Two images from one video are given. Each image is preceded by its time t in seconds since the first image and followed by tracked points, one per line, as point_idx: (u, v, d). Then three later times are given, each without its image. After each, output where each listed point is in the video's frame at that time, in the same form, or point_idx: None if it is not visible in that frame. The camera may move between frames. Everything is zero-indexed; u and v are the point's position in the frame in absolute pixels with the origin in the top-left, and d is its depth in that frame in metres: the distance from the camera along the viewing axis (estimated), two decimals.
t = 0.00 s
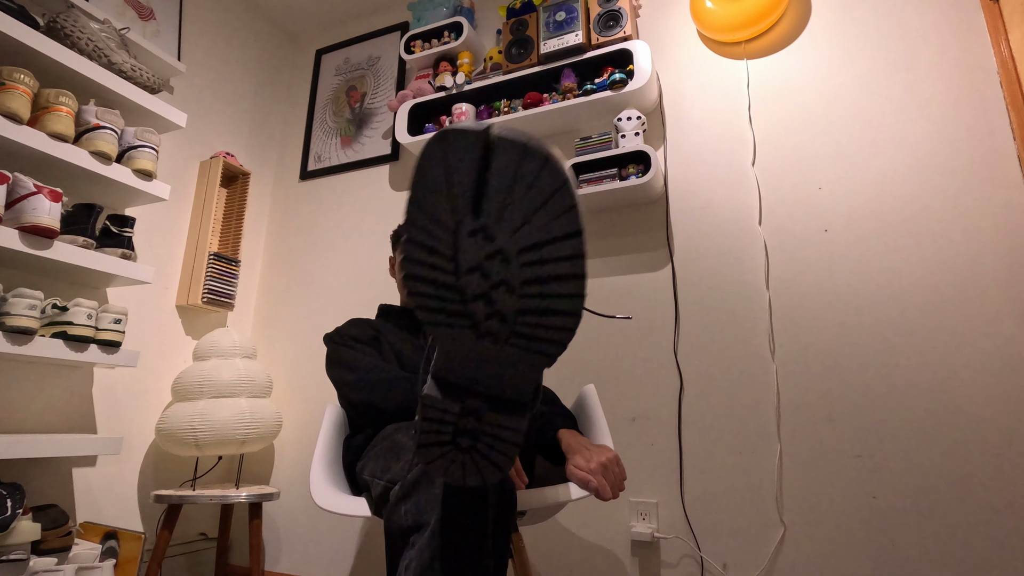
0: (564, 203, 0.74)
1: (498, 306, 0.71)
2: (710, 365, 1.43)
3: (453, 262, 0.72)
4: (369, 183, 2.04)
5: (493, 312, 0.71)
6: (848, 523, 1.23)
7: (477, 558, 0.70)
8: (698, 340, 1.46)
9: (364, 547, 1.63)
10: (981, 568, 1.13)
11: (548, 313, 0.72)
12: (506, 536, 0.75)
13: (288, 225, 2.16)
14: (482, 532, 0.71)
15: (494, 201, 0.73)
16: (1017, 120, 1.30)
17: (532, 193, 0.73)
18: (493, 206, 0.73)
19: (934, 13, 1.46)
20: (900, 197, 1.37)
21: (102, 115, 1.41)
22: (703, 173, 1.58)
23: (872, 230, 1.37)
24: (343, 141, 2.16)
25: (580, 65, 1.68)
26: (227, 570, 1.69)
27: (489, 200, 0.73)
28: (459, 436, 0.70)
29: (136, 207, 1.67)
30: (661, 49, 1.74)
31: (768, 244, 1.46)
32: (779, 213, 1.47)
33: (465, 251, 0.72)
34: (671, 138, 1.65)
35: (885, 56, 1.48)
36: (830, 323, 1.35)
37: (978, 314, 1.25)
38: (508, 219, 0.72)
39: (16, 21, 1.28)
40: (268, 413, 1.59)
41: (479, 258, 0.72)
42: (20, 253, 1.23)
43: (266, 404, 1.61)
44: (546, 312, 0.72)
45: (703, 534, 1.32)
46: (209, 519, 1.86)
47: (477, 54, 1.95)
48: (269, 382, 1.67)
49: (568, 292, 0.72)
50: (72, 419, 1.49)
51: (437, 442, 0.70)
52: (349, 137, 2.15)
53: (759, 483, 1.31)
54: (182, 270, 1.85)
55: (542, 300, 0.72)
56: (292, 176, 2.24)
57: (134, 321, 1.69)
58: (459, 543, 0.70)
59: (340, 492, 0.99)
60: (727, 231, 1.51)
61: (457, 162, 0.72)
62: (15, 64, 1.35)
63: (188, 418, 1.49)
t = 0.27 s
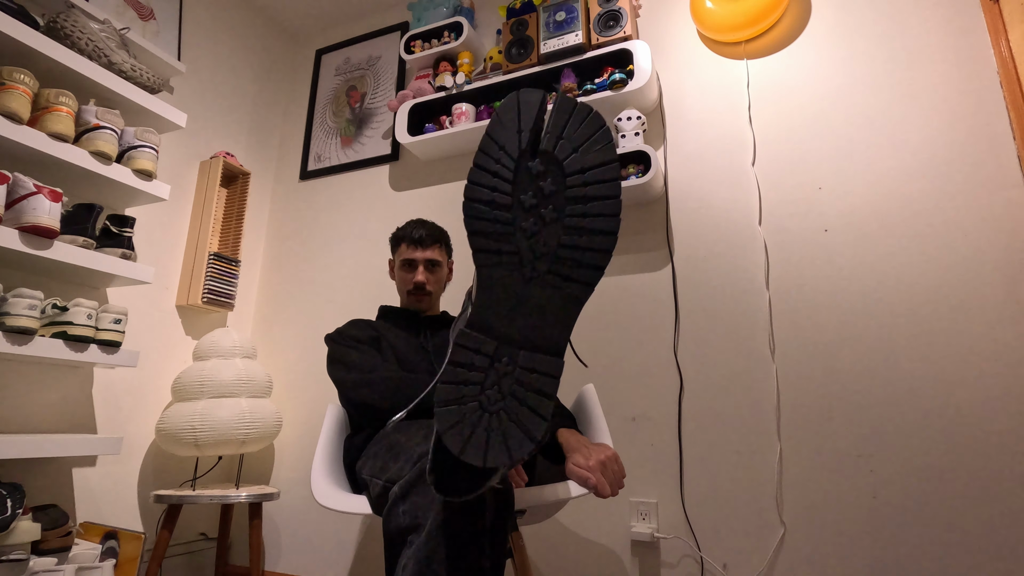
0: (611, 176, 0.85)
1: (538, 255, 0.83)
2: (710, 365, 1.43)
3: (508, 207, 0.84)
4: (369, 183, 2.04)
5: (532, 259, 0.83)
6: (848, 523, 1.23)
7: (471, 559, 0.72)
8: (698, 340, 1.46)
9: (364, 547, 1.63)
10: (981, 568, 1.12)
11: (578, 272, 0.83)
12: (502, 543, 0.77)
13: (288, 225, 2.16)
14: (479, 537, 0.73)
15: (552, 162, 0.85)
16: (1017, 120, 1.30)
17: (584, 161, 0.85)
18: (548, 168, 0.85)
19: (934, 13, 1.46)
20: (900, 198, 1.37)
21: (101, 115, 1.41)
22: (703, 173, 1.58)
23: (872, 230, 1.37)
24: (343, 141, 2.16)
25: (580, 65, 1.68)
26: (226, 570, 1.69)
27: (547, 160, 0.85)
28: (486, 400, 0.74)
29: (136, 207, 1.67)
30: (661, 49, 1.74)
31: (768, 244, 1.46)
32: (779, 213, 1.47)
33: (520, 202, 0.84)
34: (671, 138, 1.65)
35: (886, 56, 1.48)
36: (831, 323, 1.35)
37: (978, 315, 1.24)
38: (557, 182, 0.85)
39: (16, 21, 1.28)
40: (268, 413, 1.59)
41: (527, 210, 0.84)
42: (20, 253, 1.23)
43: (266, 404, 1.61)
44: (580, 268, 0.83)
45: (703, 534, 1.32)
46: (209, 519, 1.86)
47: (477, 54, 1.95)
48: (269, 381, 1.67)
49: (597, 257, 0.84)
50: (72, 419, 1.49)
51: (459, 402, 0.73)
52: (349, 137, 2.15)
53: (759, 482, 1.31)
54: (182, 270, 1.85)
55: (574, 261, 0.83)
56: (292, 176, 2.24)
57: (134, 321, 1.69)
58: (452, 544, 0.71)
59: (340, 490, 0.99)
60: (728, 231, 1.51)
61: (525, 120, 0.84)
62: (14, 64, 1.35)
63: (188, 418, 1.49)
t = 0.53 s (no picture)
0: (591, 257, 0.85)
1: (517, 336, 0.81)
2: (710, 365, 1.43)
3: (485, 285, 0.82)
4: (369, 183, 2.05)
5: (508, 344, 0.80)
6: (848, 523, 1.23)
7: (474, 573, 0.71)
8: (698, 340, 1.46)
9: (364, 547, 1.63)
10: (981, 568, 1.13)
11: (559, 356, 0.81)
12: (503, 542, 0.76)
13: (288, 225, 2.16)
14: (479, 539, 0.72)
15: (529, 239, 0.84)
16: (1016, 120, 1.30)
17: (562, 241, 0.84)
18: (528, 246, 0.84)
19: (934, 13, 1.46)
20: (900, 198, 1.37)
21: (102, 115, 1.41)
22: (703, 174, 1.58)
23: (872, 230, 1.37)
24: (343, 141, 2.16)
25: (580, 65, 1.68)
26: (227, 570, 1.69)
27: (525, 237, 0.84)
28: (472, 480, 0.73)
29: (136, 207, 1.67)
30: (661, 50, 1.74)
31: (768, 244, 1.46)
32: (779, 213, 1.47)
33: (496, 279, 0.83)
34: (671, 138, 1.65)
35: (886, 56, 1.48)
36: (831, 323, 1.35)
37: (978, 315, 1.25)
38: (536, 263, 0.84)
39: (16, 21, 1.28)
40: (268, 413, 1.59)
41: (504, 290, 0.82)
42: (20, 253, 1.23)
43: (267, 404, 1.61)
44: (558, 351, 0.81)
45: (703, 534, 1.32)
46: (210, 519, 1.86)
47: (477, 54, 1.95)
48: (269, 381, 1.67)
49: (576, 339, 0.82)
50: (73, 419, 1.49)
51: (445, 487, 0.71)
52: (349, 137, 2.15)
53: (758, 482, 1.31)
54: (182, 270, 1.85)
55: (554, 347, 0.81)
56: (292, 176, 2.24)
57: (134, 321, 1.69)
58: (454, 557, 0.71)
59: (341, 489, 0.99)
60: (727, 231, 1.51)
61: (503, 196, 0.84)
62: (14, 64, 1.35)
63: (188, 418, 1.49)
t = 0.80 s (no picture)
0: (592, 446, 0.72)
1: (515, 534, 0.68)
2: (710, 365, 1.43)
3: (482, 493, 0.68)
4: (369, 183, 2.05)
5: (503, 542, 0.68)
6: (848, 523, 1.23)
7: None
8: (698, 339, 1.46)
9: (364, 547, 1.63)
10: (981, 568, 1.13)
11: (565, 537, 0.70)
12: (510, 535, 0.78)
13: (288, 225, 2.16)
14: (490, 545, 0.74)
15: (527, 443, 0.70)
16: (1017, 120, 1.30)
17: (567, 443, 0.71)
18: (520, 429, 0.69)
19: (934, 13, 1.46)
20: (899, 198, 1.37)
21: (102, 115, 1.41)
22: (703, 174, 1.58)
23: (872, 230, 1.37)
24: (343, 141, 2.16)
25: (580, 65, 1.68)
26: (227, 570, 1.69)
27: (522, 439, 0.70)
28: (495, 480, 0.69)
29: (136, 207, 1.67)
30: (661, 49, 1.74)
31: (768, 244, 1.46)
32: (779, 213, 1.47)
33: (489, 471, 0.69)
34: (671, 138, 1.65)
35: (886, 56, 1.48)
36: (831, 323, 1.35)
37: (978, 314, 1.25)
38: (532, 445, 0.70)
39: (16, 21, 1.28)
40: (268, 413, 1.59)
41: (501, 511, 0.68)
42: (20, 253, 1.23)
43: (267, 404, 1.61)
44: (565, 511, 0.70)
45: (703, 534, 1.32)
46: (210, 519, 1.86)
47: (477, 54, 1.95)
48: (269, 381, 1.67)
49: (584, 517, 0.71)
50: (73, 419, 1.49)
51: None
52: (349, 137, 2.15)
53: (758, 482, 1.31)
54: (182, 270, 1.85)
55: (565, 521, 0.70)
56: (292, 176, 2.24)
57: (134, 321, 1.69)
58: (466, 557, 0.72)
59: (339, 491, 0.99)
60: (727, 231, 1.51)
61: (499, 387, 0.69)
62: (14, 64, 1.35)
63: (188, 418, 1.49)
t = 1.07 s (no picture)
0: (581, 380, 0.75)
1: (498, 458, 0.70)
2: (710, 365, 1.43)
3: (467, 408, 0.72)
4: (369, 183, 2.04)
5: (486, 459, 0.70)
6: (848, 523, 1.23)
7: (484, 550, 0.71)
8: (698, 339, 1.46)
9: (365, 547, 1.63)
10: (981, 568, 1.13)
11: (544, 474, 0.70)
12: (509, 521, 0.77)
13: (288, 225, 2.16)
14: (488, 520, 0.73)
15: (515, 359, 0.74)
16: (1017, 120, 1.30)
17: (555, 357, 0.75)
18: (508, 352, 0.75)
19: (935, 13, 1.46)
20: (899, 198, 1.37)
21: (102, 115, 1.41)
22: (703, 174, 1.58)
23: (872, 230, 1.37)
24: (343, 141, 2.16)
25: (581, 65, 1.68)
26: (227, 570, 1.69)
27: (510, 355, 0.75)
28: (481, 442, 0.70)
29: (136, 207, 1.67)
30: (661, 50, 1.74)
31: (768, 244, 1.46)
32: (779, 213, 1.47)
33: (478, 386, 0.73)
34: (671, 138, 1.65)
35: (886, 56, 1.48)
36: (831, 323, 1.35)
37: (978, 314, 1.25)
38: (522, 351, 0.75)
39: (16, 21, 1.28)
40: (268, 413, 1.59)
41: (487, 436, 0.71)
42: (20, 253, 1.23)
43: (267, 404, 1.61)
44: (555, 451, 0.71)
45: (703, 534, 1.32)
46: (210, 519, 1.86)
47: (477, 54, 1.95)
48: (269, 381, 1.67)
49: (569, 445, 0.72)
50: (72, 419, 1.49)
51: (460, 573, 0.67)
52: (349, 137, 2.15)
53: (758, 482, 1.31)
54: (182, 270, 1.85)
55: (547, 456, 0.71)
56: (292, 176, 2.24)
57: (134, 321, 1.69)
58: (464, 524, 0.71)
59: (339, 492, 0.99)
60: (728, 231, 1.51)
61: (487, 299, 0.77)
62: (14, 64, 1.35)
63: (188, 418, 1.49)
